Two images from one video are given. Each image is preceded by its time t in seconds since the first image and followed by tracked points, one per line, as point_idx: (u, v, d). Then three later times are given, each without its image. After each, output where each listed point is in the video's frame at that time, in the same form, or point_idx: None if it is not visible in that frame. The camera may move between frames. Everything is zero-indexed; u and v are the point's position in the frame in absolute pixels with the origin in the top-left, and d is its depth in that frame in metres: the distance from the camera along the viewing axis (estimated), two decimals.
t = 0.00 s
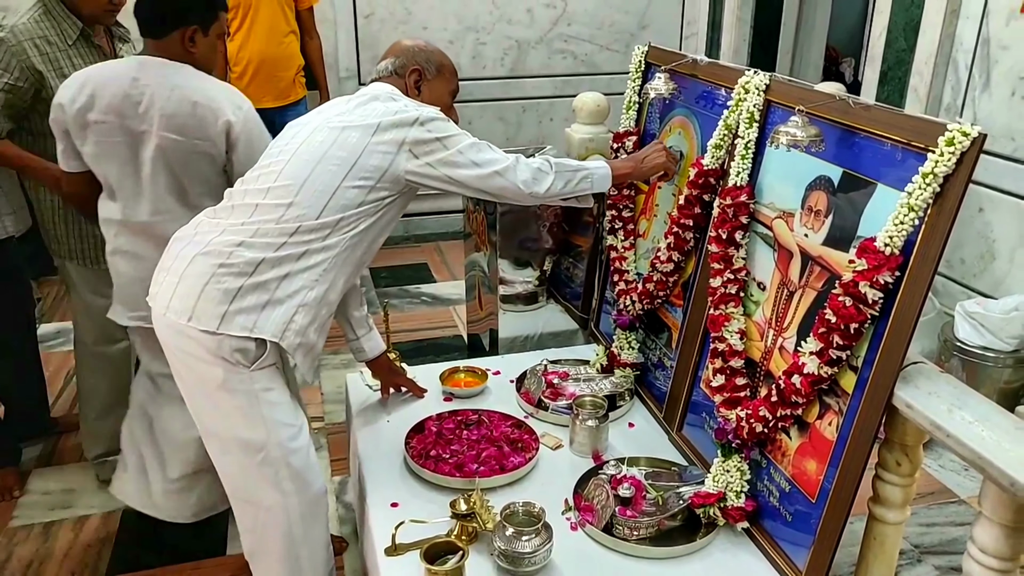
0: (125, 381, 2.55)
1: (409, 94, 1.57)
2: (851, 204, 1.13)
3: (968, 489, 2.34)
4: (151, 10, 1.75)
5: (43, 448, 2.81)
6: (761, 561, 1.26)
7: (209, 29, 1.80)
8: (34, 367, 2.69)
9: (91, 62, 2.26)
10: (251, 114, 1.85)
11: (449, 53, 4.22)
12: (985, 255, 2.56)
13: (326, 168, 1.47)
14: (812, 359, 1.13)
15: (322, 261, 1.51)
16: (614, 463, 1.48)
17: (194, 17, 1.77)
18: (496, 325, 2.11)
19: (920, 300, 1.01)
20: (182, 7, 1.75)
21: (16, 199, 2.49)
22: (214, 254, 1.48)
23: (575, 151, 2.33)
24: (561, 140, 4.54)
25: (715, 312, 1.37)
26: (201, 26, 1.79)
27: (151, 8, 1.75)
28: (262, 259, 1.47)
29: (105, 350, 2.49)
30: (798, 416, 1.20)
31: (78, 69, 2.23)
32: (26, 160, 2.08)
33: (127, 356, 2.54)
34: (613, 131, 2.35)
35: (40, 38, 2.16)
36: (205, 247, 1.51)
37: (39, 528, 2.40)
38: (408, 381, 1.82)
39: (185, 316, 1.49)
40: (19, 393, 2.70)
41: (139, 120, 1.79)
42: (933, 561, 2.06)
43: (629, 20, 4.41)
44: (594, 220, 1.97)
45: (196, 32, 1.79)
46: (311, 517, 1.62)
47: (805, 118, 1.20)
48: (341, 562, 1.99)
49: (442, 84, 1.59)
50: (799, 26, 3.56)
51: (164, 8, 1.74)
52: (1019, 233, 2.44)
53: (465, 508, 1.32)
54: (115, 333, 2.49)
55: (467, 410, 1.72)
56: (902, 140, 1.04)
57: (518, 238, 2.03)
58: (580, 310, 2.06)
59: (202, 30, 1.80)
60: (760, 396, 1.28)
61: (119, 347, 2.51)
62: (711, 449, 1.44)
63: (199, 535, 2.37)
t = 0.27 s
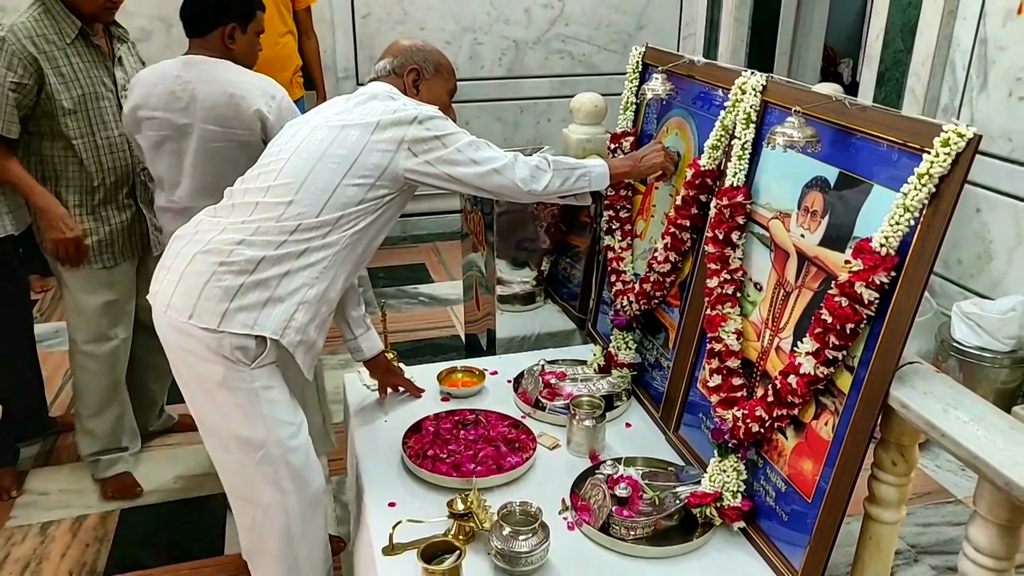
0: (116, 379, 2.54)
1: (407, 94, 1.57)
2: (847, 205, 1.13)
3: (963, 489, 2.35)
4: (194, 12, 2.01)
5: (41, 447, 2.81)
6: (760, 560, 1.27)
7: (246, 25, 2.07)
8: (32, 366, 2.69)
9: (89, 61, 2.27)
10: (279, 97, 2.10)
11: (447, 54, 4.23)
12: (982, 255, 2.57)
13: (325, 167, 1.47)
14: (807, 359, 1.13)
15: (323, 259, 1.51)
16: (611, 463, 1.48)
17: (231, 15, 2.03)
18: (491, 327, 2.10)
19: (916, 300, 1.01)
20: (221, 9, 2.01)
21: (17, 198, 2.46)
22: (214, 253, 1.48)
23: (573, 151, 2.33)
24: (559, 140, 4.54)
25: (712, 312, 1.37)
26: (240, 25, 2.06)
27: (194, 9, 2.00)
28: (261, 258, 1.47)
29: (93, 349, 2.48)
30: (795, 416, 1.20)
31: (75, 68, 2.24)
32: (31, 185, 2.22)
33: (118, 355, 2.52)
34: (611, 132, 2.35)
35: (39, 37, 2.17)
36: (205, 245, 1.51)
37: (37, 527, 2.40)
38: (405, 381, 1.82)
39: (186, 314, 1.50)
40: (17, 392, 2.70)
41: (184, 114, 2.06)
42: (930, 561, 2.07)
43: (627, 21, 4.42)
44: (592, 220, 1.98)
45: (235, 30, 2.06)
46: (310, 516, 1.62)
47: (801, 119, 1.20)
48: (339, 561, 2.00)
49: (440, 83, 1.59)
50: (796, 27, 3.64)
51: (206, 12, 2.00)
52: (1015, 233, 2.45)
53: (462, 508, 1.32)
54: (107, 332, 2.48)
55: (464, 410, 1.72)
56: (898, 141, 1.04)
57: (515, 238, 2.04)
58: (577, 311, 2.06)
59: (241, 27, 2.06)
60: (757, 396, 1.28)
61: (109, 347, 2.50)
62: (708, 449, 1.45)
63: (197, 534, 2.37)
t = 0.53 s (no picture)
0: (116, 381, 2.55)
1: (406, 93, 1.58)
2: (845, 205, 1.13)
3: (963, 487, 2.35)
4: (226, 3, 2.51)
5: (40, 449, 2.80)
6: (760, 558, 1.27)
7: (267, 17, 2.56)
8: (31, 368, 2.69)
9: (86, 63, 2.28)
10: (289, 76, 2.55)
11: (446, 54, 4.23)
12: (980, 255, 2.58)
13: (325, 166, 1.47)
14: (806, 358, 1.13)
15: (323, 258, 1.51)
16: (611, 462, 1.48)
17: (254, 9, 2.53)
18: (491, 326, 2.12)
19: (915, 299, 1.01)
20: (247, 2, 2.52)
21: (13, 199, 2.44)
22: (215, 252, 1.49)
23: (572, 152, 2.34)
24: (558, 140, 4.54)
25: (711, 311, 1.37)
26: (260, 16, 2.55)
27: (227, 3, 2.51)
28: (262, 257, 1.47)
29: (96, 352, 2.49)
30: (794, 415, 1.21)
31: (71, 70, 2.24)
32: (34, 202, 2.22)
33: (119, 359, 2.54)
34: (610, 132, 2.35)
35: (37, 39, 2.16)
36: (206, 245, 1.51)
37: (37, 528, 2.40)
38: (405, 381, 1.82)
39: (187, 313, 1.50)
40: (16, 394, 2.70)
41: (216, 97, 2.62)
42: (930, 559, 2.07)
43: (626, 21, 4.42)
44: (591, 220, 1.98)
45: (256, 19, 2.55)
46: (311, 515, 1.62)
47: (800, 118, 1.21)
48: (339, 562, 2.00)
49: (439, 83, 1.59)
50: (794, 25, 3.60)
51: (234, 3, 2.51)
52: (1013, 232, 2.46)
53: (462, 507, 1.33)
54: (108, 336, 2.50)
55: (464, 411, 1.72)
56: (897, 140, 1.04)
57: (513, 239, 2.04)
58: (577, 311, 2.06)
59: (263, 18, 2.56)
60: (756, 396, 1.28)
61: (111, 350, 2.51)
62: (707, 448, 1.45)
63: (197, 534, 2.38)
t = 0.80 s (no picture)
0: (115, 383, 2.55)
1: (405, 92, 1.58)
2: (843, 206, 1.14)
3: (959, 488, 2.36)
4: None
5: (37, 449, 2.80)
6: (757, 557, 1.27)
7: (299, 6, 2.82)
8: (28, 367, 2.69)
9: (80, 62, 2.27)
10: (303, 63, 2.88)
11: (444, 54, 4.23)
12: (977, 256, 2.59)
13: (325, 165, 1.48)
14: (804, 359, 1.13)
15: (323, 257, 1.51)
16: (609, 462, 1.49)
17: None
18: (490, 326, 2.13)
19: (913, 300, 1.02)
20: None
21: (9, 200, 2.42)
22: (215, 251, 1.49)
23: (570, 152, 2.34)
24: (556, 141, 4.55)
25: (710, 311, 1.38)
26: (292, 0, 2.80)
27: None
28: (262, 256, 1.48)
29: (96, 354, 2.49)
30: (792, 415, 1.21)
31: (65, 71, 2.23)
32: (32, 212, 2.21)
33: (120, 362, 2.54)
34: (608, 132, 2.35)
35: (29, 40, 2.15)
36: (206, 243, 1.51)
37: (34, 528, 2.40)
38: (404, 381, 1.83)
39: (187, 312, 1.50)
40: (12, 394, 2.70)
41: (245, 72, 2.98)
42: (926, 559, 2.08)
43: (624, 22, 4.43)
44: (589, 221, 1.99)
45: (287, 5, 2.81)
46: (309, 513, 1.63)
47: (798, 119, 1.21)
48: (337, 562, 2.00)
49: (438, 81, 1.59)
50: (792, 25, 3.61)
51: None
52: (1009, 234, 2.47)
53: (460, 507, 1.33)
54: (109, 339, 2.50)
55: (462, 410, 1.72)
56: (894, 141, 1.05)
57: (512, 239, 2.05)
58: (575, 311, 2.06)
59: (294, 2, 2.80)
60: (754, 396, 1.29)
61: (111, 353, 2.51)
62: (705, 448, 1.45)
63: (194, 533, 2.38)
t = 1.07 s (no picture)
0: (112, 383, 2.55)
1: (402, 89, 1.58)
2: (841, 204, 1.14)
3: (955, 486, 2.37)
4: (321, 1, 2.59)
5: (34, 448, 2.80)
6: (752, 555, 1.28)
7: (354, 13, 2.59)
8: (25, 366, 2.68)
9: (73, 62, 2.27)
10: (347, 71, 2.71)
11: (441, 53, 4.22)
12: (973, 255, 2.60)
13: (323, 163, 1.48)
14: (801, 357, 1.14)
15: (321, 255, 1.51)
16: (607, 460, 1.49)
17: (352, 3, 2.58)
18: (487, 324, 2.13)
19: (909, 298, 1.02)
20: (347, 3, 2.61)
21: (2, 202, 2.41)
22: (213, 249, 1.49)
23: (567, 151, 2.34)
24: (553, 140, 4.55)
25: (707, 310, 1.38)
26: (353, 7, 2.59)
27: None
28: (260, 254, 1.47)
29: (93, 355, 2.49)
30: (789, 414, 1.21)
31: (58, 71, 2.22)
32: (23, 217, 2.19)
33: (118, 363, 2.54)
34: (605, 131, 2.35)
35: (23, 41, 2.14)
36: (204, 241, 1.51)
37: (30, 526, 2.40)
38: (401, 380, 1.83)
39: (184, 310, 1.49)
40: (9, 392, 2.69)
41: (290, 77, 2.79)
42: (922, 558, 2.08)
43: (621, 21, 4.44)
44: (586, 220, 1.99)
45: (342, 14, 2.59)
46: (307, 512, 1.63)
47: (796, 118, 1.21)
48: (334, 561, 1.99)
49: (435, 79, 1.59)
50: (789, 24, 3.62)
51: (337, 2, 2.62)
52: (1005, 233, 2.48)
53: (458, 506, 1.33)
54: (106, 341, 2.49)
55: (460, 409, 1.72)
56: (891, 140, 1.05)
57: (509, 239, 2.02)
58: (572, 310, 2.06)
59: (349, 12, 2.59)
60: (751, 394, 1.29)
61: (107, 354, 2.50)
62: (702, 446, 1.45)
63: (192, 532, 2.37)
